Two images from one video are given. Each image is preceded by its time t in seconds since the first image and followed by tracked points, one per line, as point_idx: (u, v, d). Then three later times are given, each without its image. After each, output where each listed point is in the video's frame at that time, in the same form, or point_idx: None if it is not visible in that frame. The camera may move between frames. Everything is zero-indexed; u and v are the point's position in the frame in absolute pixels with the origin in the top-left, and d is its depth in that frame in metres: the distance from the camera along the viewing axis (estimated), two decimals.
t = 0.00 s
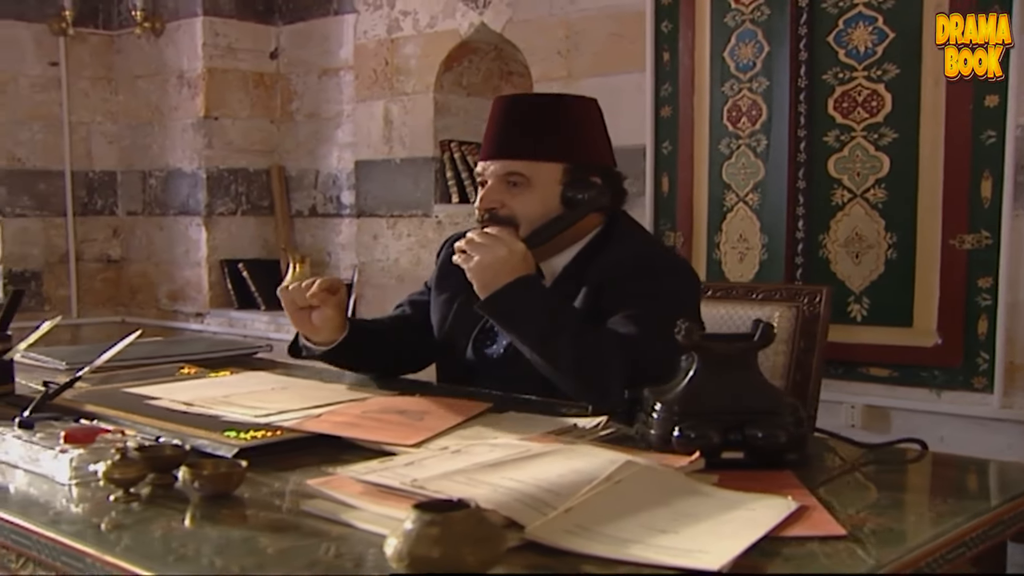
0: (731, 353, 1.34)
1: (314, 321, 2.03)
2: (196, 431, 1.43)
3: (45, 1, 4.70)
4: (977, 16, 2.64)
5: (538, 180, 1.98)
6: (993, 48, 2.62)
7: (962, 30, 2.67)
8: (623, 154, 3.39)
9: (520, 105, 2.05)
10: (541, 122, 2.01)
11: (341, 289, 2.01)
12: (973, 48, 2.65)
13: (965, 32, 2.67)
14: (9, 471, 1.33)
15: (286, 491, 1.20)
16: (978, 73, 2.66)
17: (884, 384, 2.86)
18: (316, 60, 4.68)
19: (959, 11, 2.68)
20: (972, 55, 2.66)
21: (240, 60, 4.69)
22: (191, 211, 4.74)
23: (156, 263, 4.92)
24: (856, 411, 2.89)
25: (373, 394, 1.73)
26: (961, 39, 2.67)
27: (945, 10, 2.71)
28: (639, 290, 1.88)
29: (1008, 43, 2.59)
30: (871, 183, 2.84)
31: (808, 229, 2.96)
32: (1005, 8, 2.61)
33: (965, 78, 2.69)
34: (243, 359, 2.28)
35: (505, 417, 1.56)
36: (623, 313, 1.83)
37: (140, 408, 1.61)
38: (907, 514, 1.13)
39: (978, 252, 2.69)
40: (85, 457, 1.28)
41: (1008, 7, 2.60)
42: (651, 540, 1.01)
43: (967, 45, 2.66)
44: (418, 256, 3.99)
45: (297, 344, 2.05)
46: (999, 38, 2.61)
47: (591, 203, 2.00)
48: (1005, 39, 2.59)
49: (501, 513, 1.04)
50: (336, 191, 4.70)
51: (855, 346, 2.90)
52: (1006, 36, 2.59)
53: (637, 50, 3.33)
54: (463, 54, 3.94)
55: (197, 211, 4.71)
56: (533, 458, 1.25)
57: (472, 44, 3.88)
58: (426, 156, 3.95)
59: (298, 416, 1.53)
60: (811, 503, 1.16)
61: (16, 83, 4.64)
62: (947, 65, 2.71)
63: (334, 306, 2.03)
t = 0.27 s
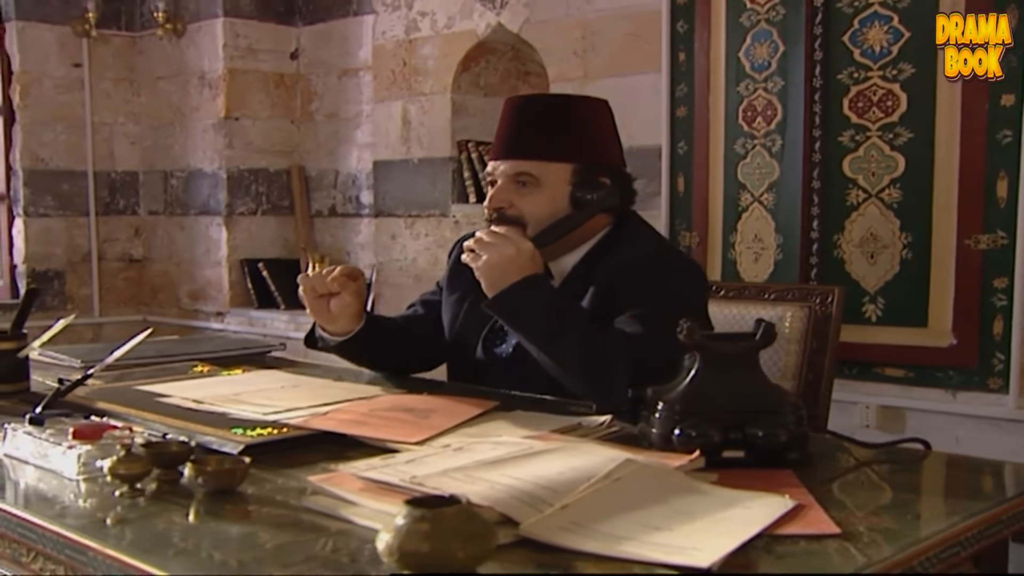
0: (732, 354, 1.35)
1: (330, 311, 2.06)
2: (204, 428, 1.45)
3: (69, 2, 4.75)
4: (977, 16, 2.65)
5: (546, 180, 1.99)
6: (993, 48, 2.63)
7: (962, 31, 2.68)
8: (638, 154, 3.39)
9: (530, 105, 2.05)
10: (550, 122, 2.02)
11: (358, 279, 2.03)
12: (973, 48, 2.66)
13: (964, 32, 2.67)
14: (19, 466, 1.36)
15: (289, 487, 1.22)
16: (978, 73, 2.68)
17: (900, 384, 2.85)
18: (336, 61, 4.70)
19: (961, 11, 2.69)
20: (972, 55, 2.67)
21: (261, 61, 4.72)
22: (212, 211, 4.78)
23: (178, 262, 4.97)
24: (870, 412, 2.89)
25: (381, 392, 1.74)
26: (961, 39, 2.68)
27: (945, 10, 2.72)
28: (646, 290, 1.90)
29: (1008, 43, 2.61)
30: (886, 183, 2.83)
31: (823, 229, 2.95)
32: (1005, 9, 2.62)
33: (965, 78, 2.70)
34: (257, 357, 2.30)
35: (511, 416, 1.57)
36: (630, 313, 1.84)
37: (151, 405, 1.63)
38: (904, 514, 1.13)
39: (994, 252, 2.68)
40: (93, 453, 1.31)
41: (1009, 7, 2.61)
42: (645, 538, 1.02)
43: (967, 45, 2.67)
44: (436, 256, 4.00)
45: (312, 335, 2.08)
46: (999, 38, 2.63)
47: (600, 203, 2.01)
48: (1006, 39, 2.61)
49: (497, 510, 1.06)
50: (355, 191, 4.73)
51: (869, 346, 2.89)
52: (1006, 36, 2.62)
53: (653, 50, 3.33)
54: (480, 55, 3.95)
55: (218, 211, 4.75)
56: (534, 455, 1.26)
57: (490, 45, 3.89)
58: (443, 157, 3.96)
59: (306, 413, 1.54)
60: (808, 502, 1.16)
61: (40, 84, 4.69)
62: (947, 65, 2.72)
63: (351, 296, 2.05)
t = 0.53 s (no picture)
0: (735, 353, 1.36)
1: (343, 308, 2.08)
2: (213, 426, 1.46)
3: (91, 4, 4.79)
4: (978, 16, 2.67)
5: (554, 180, 2.00)
6: (993, 48, 2.65)
7: (962, 30, 2.70)
8: (653, 154, 3.39)
9: (539, 106, 2.06)
10: (557, 122, 2.03)
11: (370, 276, 2.05)
12: (973, 48, 2.68)
13: (964, 32, 2.69)
14: (29, 462, 1.38)
15: (292, 484, 1.23)
16: (978, 73, 2.69)
17: (914, 384, 2.84)
18: (354, 61, 4.72)
19: (961, 11, 2.71)
20: (972, 55, 2.69)
21: (280, 62, 4.75)
22: (231, 211, 4.81)
23: (198, 262, 5.00)
24: (885, 412, 2.88)
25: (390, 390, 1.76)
26: (961, 39, 2.70)
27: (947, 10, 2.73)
28: (653, 290, 1.91)
29: (1008, 43, 2.63)
30: (901, 183, 2.83)
31: (837, 229, 2.94)
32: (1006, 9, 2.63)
33: (965, 78, 2.71)
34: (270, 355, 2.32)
35: (517, 414, 1.58)
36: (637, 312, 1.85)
37: (162, 403, 1.65)
38: (902, 513, 1.13)
39: (1009, 252, 2.67)
40: (101, 449, 1.32)
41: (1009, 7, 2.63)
42: (641, 535, 1.03)
43: (967, 45, 2.69)
44: (453, 256, 4.02)
45: (324, 332, 2.11)
46: (999, 38, 2.64)
47: (608, 203, 2.02)
48: (1006, 39, 2.63)
49: (494, 507, 1.07)
50: (373, 191, 4.74)
51: (885, 346, 2.88)
52: (1006, 36, 2.64)
53: (668, 49, 3.33)
54: (497, 55, 3.95)
55: (237, 211, 4.78)
56: (535, 453, 1.27)
57: (506, 45, 3.90)
58: (460, 157, 3.97)
59: (314, 412, 1.56)
60: (807, 501, 1.17)
61: (62, 85, 4.73)
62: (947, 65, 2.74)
63: (362, 293, 2.07)
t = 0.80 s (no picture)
0: (736, 352, 1.36)
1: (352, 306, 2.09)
2: (218, 424, 1.48)
3: (107, 5, 4.82)
4: (977, 16, 2.67)
5: (559, 179, 2.02)
6: (993, 48, 2.65)
7: (961, 30, 2.70)
8: (664, 153, 3.39)
9: (542, 105, 2.07)
10: (562, 121, 2.04)
11: (380, 274, 2.06)
12: (973, 48, 2.67)
13: (964, 32, 2.69)
14: (36, 459, 1.39)
15: (294, 481, 1.24)
16: (978, 73, 2.69)
17: (925, 384, 2.84)
18: (368, 61, 4.73)
19: (960, 11, 2.71)
20: (972, 55, 2.68)
21: (294, 62, 4.77)
22: (245, 211, 4.84)
23: (212, 261, 5.03)
24: (896, 412, 2.87)
25: (396, 389, 1.77)
26: (961, 39, 2.70)
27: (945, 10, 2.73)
28: (659, 289, 1.93)
29: (1008, 43, 2.63)
30: (911, 182, 2.82)
31: (847, 229, 2.93)
32: (1005, 9, 2.63)
33: (965, 78, 2.72)
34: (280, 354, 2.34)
35: (520, 412, 1.59)
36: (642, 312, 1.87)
37: (169, 401, 1.67)
38: (899, 512, 1.13)
39: (1020, 252, 2.66)
40: (106, 446, 1.34)
41: (1008, 8, 2.63)
42: (636, 532, 1.04)
43: (967, 45, 2.69)
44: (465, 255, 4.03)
45: (332, 330, 2.12)
46: (999, 38, 2.64)
47: (612, 201, 2.05)
48: (1005, 39, 2.63)
49: (492, 504, 1.08)
50: (387, 191, 4.76)
51: (895, 346, 2.87)
52: (1006, 36, 2.63)
53: (680, 49, 3.32)
54: (509, 55, 3.96)
55: (251, 211, 4.81)
56: (535, 451, 1.28)
57: (518, 45, 3.91)
58: (472, 157, 3.99)
59: (319, 409, 1.57)
60: (804, 499, 1.17)
61: (78, 86, 4.76)
62: (947, 65, 2.75)
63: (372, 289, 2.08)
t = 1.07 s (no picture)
0: (735, 352, 1.37)
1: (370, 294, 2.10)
2: (222, 421, 1.49)
3: (124, 6, 4.86)
4: (977, 16, 2.68)
5: (564, 178, 2.04)
6: (993, 48, 2.66)
7: (962, 30, 2.71)
8: (675, 153, 3.39)
9: (549, 105, 2.10)
10: (568, 121, 2.06)
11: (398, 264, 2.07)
12: (973, 48, 2.69)
13: (964, 32, 2.70)
14: (42, 455, 1.41)
15: (294, 477, 1.26)
16: (977, 73, 2.70)
17: (935, 384, 2.83)
18: (382, 60, 4.75)
19: (959, 11, 2.72)
20: (971, 55, 2.69)
21: (309, 62, 4.79)
22: (260, 210, 4.86)
23: (227, 260, 5.06)
24: (906, 412, 2.87)
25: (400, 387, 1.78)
26: (961, 39, 2.71)
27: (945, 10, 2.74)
28: (662, 288, 1.94)
29: (1007, 43, 2.64)
30: (922, 181, 2.81)
31: (857, 228, 2.93)
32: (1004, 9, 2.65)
33: (965, 78, 2.72)
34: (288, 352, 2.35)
35: (521, 410, 1.60)
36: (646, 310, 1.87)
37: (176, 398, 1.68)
38: (892, 511, 1.14)
39: None
40: (109, 443, 1.35)
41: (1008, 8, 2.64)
42: (628, 530, 1.04)
43: (967, 46, 2.70)
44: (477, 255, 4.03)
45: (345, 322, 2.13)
46: (999, 38, 2.65)
47: (617, 200, 2.05)
48: (1005, 39, 2.64)
49: (485, 501, 1.08)
50: (401, 190, 4.77)
51: (906, 346, 2.86)
52: (1006, 36, 2.64)
53: (691, 49, 3.33)
54: (521, 55, 3.97)
55: (265, 210, 4.83)
56: (533, 449, 1.29)
57: (530, 44, 3.91)
58: (485, 156, 3.99)
59: (322, 407, 1.58)
60: (799, 498, 1.18)
61: (95, 86, 4.80)
62: (947, 65, 2.75)
63: (389, 280, 2.09)
